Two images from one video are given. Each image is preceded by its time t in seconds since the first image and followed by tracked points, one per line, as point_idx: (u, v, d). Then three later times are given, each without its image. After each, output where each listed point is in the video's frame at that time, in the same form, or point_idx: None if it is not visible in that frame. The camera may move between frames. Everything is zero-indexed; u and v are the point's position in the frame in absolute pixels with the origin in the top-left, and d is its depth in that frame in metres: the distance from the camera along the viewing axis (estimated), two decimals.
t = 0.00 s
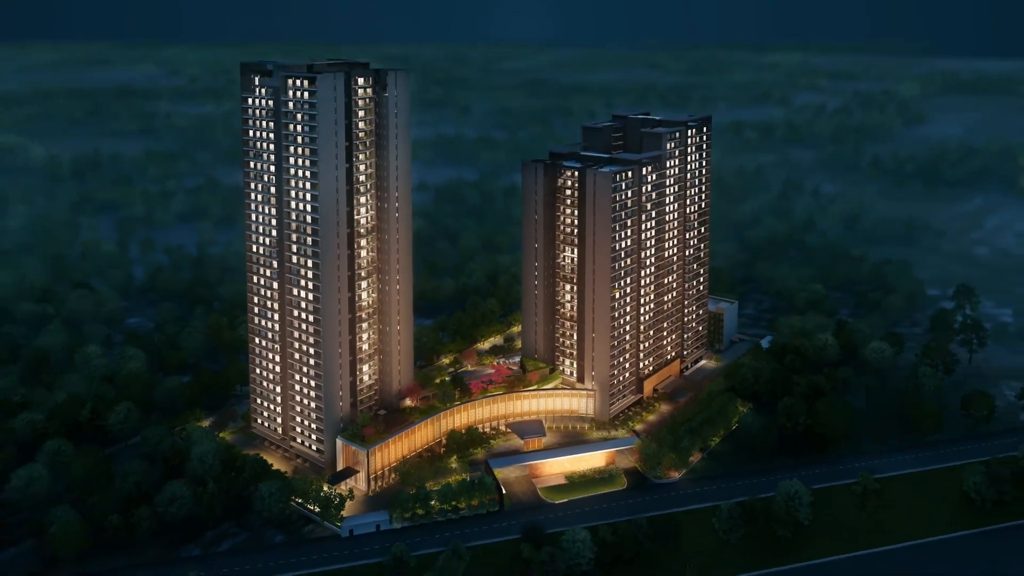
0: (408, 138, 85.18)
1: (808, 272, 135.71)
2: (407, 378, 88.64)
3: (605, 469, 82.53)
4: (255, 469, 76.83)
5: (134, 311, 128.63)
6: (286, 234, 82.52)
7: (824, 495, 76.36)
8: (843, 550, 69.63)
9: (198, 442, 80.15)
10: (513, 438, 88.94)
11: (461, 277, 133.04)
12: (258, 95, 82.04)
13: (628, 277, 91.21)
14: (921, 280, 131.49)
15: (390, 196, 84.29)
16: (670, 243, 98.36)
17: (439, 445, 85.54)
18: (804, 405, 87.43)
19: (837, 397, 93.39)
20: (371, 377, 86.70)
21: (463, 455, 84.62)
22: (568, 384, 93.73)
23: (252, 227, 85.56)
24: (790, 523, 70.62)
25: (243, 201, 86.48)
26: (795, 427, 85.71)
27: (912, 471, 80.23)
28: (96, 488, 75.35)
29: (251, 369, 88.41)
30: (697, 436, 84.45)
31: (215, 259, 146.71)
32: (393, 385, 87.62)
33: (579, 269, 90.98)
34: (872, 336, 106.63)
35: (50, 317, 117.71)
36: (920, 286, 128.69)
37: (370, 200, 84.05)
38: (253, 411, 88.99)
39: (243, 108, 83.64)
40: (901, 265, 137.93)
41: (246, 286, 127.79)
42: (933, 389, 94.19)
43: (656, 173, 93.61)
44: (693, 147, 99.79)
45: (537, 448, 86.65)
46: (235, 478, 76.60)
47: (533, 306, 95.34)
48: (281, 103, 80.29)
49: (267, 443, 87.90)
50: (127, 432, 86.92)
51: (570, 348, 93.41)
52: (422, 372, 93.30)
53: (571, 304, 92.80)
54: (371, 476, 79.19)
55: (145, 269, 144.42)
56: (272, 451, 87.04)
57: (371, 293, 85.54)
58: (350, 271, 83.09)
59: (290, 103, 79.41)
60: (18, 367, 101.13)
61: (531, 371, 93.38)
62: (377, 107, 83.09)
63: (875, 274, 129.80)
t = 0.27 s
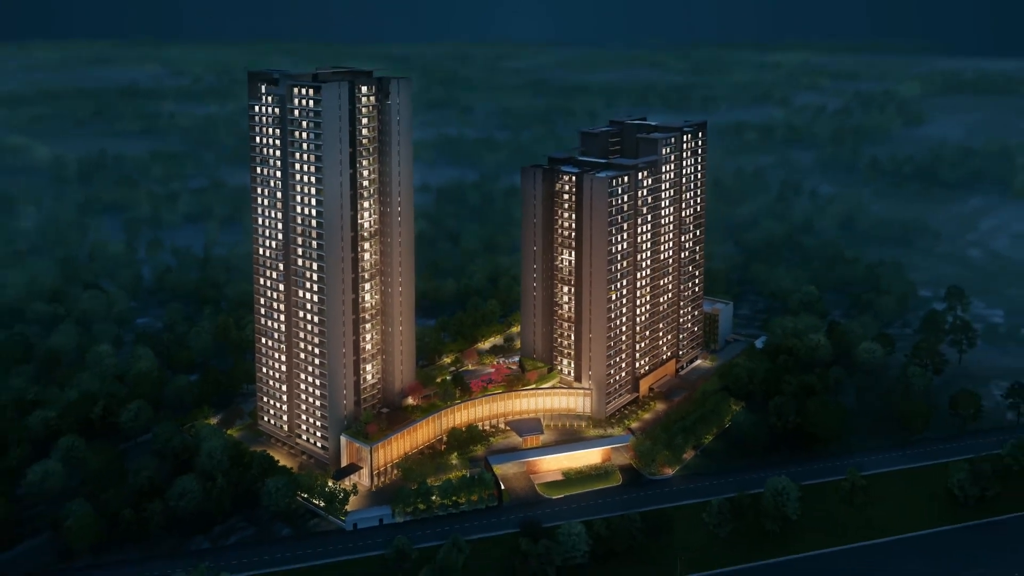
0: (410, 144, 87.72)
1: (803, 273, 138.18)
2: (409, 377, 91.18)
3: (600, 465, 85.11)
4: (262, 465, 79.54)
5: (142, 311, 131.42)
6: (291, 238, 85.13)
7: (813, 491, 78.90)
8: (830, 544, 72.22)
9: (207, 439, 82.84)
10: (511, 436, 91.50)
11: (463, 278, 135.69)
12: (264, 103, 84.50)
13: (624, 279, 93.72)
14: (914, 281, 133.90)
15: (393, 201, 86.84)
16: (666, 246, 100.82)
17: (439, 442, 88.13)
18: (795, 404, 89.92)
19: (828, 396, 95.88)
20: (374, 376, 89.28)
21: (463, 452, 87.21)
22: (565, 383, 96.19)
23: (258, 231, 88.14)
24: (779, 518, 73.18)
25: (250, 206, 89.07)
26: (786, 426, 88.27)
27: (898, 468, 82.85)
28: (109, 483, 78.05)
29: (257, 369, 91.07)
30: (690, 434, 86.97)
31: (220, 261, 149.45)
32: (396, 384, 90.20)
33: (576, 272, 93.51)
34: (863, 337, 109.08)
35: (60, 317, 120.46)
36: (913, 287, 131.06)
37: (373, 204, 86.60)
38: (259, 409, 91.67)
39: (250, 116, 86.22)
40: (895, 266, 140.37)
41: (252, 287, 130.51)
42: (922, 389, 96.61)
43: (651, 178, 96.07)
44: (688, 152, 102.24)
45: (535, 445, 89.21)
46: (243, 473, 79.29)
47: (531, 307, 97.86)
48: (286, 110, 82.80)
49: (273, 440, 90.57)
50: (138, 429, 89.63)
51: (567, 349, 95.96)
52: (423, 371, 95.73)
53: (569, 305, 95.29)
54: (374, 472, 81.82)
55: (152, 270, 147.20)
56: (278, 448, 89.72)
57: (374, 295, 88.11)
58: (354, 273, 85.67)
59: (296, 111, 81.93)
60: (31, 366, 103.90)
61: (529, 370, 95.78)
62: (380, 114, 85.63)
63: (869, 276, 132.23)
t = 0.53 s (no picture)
0: (412, 149, 90.00)
1: (799, 274, 140.35)
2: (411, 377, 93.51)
3: (597, 462, 87.45)
4: (268, 462, 81.93)
5: (148, 311, 133.95)
6: (296, 240, 87.49)
7: (803, 487, 81.18)
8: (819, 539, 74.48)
9: (215, 436, 85.29)
10: (511, 433, 93.83)
11: (464, 278, 138.05)
12: (270, 109, 86.72)
13: (620, 281, 95.99)
14: (908, 282, 136.03)
15: (395, 205, 89.16)
16: (662, 248, 103.03)
17: (440, 440, 90.45)
18: (787, 403, 92.19)
19: (820, 395, 98.13)
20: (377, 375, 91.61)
21: (464, 449, 89.58)
22: (564, 382, 98.40)
23: (264, 234, 90.49)
24: (769, 513, 75.46)
25: (256, 209, 91.43)
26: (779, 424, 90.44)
27: (886, 465, 85.08)
28: (120, 478, 80.47)
29: (263, 368, 93.47)
30: (685, 432, 89.23)
31: (226, 261, 151.89)
32: (398, 383, 92.56)
33: (574, 274, 95.79)
34: (856, 337, 111.30)
35: (69, 317, 122.92)
36: (906, 289, 133.20)
37: (375, 208, 88.91)
38: (265, 408, 94.10)
39: (256, 122, 88.52)
40: (889, 268, 142.52)
41: (256, 287, 132.96)
42: (912, 389, 98.86)
43: (648, 182, 98.27)
44: (685, 156, 104.41)
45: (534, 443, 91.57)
46: (250, 469, 81.72)
47: (530, 308, 100.14)
48: (292, 117, 85.06)
49: (279, 437, 93.00)
50: (146, 427, 92.11)
51: (566, 349, 98.24)
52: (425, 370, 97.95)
53: (567, 306, 97.54)
54: (377, 468, 84.20)
55: (158, 270, 149.72)
56: (283, 445, 92.16)
57: (377, 296, 90.44)
58: (357, 275, 88.03)
59: (300, 118, 84.20)
60: (41, 365, 106.40)
61: (529, 369, 97.99)
62: (383, 120, 87.89)
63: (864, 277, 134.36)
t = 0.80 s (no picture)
0: (413, 153, 91.85)
1: (795, 275, 142.11)
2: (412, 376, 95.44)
3: (594, 460, 89.38)
4: (273, 459, 83.93)
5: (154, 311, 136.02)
6: (300, 243, 89.34)
7: (796, 484, 83.02)
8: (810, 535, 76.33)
9: (221, 434, 87.29)
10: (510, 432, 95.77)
11: (464, 279, 139.98)
12: (274, 114, 88.50)
13: (618, 282, 97.82)
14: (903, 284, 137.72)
15: (397, 208, 91.04)
16: (659, 250, 104.81)
17: (441, 438, 92.34)
18: (781, 402, 94.04)
19: (814, 395, 99.95)
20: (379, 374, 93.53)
21: (464, 447, 91.49)
22: (562, 382, 100.23)
23: (268, 236, 92.36)
24: (762, 510, 77.34)
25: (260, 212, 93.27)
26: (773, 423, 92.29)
27: (877, 463, 86.78)
28: (128, 475, 82.49)
29: (268, 367, 95.41)
30: (680, 431, 91.08)
31: (230, 262, 153.94)
32: (399, 382, 94.50)
33: (572, 275, 97.60)
34: (850, 338, 113.10)
35: (77, 317, 124.92)
36: (901, 290, 134.90)
37: (377, 211, 90.75)
38: (269, 406, 96.07)
39: (260, 126, 90.30)
40: (885, 269, 144.24)
41: (260, 288, 134.97)
42: (904, 388, 100.61)
43: (645, 185, 100.02)
44: (682, 159, 106.14)
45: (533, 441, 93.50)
46: (255, 466, 83.68)
47: (529, 309, 101.96)
48: (296, 122, 86.85)
49: (283, 435, 94.99)
50: (153, 425, 94.14)
51: (564, 349, 100.05)
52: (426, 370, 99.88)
53: (565, 307, 99.30)
54: (379, 465, 86.12)
55: (163, 271, 151.81)
56: (287, 443, 94.14)
57: (379, 297, 92.34)
58: (359, 277, 89.92)
59: (304, 123, 85.99)
60: (50, 364, 108.46)
61: (528, 369, 99.83)
62: (385, 125, 89.71)
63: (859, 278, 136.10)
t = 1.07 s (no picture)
0: (414, 157, 93.73)
1: (792, 276, 143.92)
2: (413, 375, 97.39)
3: (591, 458, 91.30)
4: (277, 456, 85.95)
5: (159, 311, 138.13)
6: (304, 245, 91.25)
7: (788, 482, 84.92)
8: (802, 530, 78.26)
9: (226, 432, 89.34)
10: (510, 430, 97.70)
11: (465, 280, 141.89)
12: (278, 119, 90.39)
13: (615, 283, 99.72)
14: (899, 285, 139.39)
15: (398, 210, 92.98)
16: (656, 251, 106.66)
17: (442, 436, 94.25)
18: (775, 401, 95.92)
19: (807, 394, 101.81)
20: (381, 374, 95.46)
21: (464, 445, 93.42)
22: (561, 381, 102.02)
23: (273, 238, 94.31)
24: (755, 506, 79.28)
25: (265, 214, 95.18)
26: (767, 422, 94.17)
27: (868, 461, 88.61)
28: (136, 472, 84.55)
29: (272, 367, 97.37)
30: (676, 429, 92.95)
31: (234, 262, 156.02)
32: (401, 382, 96.46)
33: (570, 277, 99.45)
34: (844, 338, 114.88)
35: (84, 317, 127.09)
36: (897, 291, 136.61)
37: (380, 214, 92.64)
38: (274, 405, 98.07)
39: (265, 131, 92.17)
40: (881, 270, 145.93)
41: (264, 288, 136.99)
42: (897, 388, 102.37)
43: (642, 188, 101.84)
44: (679, 163, 107.93)
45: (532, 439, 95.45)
46: (260, 464, 85.68)
47: (529, 309, 103.83)
48: (300, 127, 88.72)
49: (287, 433, 97.00)
50: (160, 423, 96.21)
51: (562, 349, 101.84)
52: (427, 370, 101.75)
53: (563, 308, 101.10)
54: (381, 462, 88.04)
55: (168, 271, 153.96)
56: (291, 441, 96.17)
57: (381, 298, 94.26)
58: (362, 278, 91.85)
59: (308, 128, 87.89)
60: (59, 363, 110.52)
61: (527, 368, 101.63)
62: (387, 130, 91.57)
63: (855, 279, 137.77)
